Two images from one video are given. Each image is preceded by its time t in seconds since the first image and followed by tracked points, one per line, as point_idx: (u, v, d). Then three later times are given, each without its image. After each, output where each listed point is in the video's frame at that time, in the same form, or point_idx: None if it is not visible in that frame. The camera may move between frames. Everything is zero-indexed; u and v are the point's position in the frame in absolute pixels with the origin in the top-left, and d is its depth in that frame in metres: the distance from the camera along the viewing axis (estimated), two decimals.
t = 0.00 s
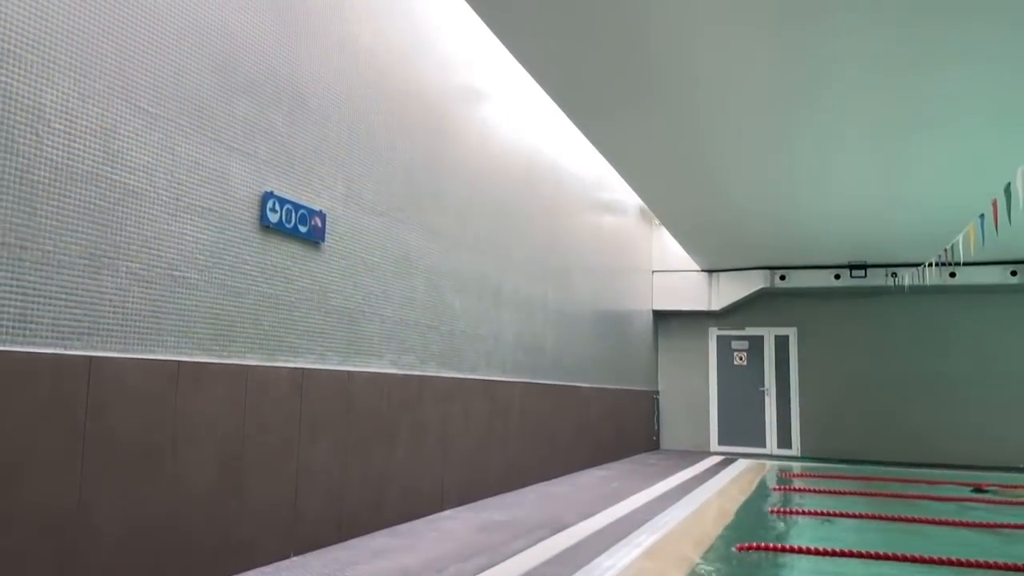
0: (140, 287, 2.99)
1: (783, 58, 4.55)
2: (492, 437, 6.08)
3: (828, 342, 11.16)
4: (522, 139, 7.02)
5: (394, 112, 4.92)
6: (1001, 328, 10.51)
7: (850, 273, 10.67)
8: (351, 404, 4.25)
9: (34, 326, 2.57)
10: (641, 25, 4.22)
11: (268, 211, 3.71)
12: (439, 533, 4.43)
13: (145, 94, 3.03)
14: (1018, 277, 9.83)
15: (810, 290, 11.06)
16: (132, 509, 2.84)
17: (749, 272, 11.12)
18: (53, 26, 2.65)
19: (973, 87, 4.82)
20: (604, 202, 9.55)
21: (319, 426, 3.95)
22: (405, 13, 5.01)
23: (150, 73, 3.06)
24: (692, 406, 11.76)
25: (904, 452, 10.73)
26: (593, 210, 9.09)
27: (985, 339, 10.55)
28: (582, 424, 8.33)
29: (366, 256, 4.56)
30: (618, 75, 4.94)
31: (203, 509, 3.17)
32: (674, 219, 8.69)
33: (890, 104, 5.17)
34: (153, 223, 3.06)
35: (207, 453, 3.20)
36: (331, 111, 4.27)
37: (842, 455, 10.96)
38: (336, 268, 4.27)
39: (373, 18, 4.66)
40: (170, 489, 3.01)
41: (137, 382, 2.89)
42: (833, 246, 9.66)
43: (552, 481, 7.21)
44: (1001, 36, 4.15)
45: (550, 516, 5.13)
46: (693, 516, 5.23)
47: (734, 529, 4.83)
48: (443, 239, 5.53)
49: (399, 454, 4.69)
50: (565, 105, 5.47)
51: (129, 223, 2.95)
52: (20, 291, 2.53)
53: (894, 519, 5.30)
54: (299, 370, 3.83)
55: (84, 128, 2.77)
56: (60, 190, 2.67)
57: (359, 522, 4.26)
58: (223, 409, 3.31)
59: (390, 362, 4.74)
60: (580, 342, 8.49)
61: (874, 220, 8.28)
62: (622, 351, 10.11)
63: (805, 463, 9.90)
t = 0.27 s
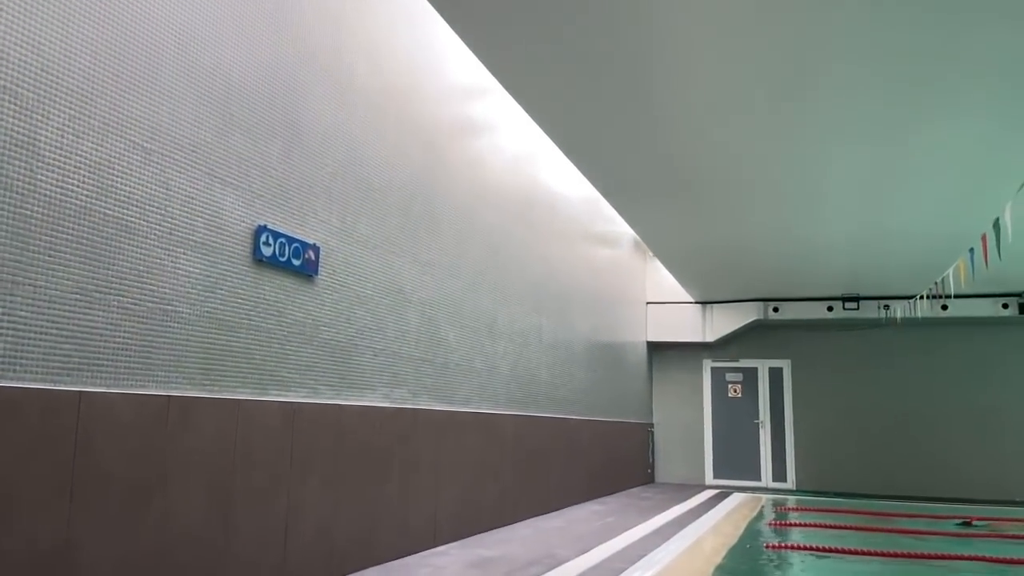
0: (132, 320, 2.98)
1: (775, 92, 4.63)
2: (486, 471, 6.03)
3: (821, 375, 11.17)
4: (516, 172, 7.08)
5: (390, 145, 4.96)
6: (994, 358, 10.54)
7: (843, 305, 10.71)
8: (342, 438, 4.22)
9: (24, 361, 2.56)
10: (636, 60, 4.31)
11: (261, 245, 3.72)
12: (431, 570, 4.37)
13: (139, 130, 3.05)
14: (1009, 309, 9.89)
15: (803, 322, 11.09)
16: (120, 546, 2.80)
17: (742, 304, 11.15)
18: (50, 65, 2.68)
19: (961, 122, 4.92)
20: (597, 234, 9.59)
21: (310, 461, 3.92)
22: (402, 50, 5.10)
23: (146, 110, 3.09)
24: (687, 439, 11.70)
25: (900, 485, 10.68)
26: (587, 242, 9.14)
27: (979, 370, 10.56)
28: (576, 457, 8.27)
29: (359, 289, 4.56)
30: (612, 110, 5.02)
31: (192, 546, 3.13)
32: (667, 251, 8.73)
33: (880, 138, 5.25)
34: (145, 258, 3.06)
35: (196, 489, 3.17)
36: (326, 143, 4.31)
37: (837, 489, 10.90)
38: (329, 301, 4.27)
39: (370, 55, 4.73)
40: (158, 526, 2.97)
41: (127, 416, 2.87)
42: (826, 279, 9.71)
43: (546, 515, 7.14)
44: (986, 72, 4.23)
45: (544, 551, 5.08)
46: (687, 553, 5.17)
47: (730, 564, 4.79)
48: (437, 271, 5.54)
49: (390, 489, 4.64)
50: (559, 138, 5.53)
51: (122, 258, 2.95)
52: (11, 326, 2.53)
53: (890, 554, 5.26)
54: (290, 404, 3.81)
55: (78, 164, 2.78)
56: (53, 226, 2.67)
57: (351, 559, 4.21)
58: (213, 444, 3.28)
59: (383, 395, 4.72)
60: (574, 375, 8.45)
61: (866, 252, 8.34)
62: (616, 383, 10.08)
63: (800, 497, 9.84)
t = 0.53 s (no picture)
0: (116, 327, 2.96)
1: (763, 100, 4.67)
2: (474, 479, 6.02)
3: (809, 382, 11.22)
4: (505, 179, 7.09)
5: (378, 153, 4.97)
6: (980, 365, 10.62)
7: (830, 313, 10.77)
8: (330, 446, 4.20)
9: (5, 369, 2.54)
10: (625, 69, 4.35)
11: (248, 252, 3.70)
12: None
13: (123, 137, 3.04)
14: (995, 317, 10.00)
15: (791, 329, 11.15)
16: (103, 556, 2.78)
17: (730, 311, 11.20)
18: (33, 71, 2.67)
19: (945, 130, 4.97)
20: (586, 241, 9.61)
21: (296, 470, 3.90)
22: (391, 59, 5.12)
23: (130, 116, 3.08)
24: (676, 446, 11.72)
25: (887, 492, 10.73)
26: (576, 249, 9.15)
27: (965, 377, 10.64)
28: (565, 464, 8.26)
29: (347, 296, 4.56)
30: (601, 118, 5.04)
31: (176, 556, 3.10)
32: (655, 259, 8.75)
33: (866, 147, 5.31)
34: (129, 265, 3.04)
35: (181, 497, 3.14)
36: (313, 150, 4.31)
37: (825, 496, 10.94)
38: (317, 308, 4.26)
39: (359, 64, 4.75)
40: (142, 536, 2.95)
41: (112, 424, 2.85)
42: (813, 286, 9.77)
43: (535, 523, 7.13)
44: (969, 81, 4.30)
45: (533, 559, 5.07)
46: (676, 560, 5.17)
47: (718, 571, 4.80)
48: (426, 278, 5.54)
49: (378, 497, 4.62)
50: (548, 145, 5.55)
51: (105, 265, 2.93)
52: None
53: (878, 561, 5.28)
54: (277, 412, 3.79)
55: (61, 171, 2.76)
56: (35, 232, 2.65)
57: (338, 568, 4.18)
58: (199, 452, 3.26)
59: (371, 403, 4.71)
60: (562, 383, 8.45)
61: (852, 260, 8.40)
62: (606, 391, 10.09)
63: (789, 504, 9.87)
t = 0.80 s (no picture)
0: (91, 315, 2.93)
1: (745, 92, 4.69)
2: (456, 468, 6.03)
3: (788, 371, 11.33)
4: (488, 168, 7.07)
5: (359, 141, 4.93)
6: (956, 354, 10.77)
7: (810, 302, 10.87)
8: (310, 435, 4.18)
9: None
10: (608, 59, 4.34)
11: (225, 239, 3.67)
12: (400, 566, 4.36)
13: (97, 121, 2.99)
14: (971, 306, 10.13)
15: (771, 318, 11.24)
16: (79, 546, 2.75)
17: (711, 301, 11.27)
18: (5, 53, 2.61)
19: (923, 122, 5.02)
20: (568, 231, 9.61)
21: (275, 460, 3.88)
22: (372, 47, 5.07)
23: (104, 100, 3.03)
24: (657, 435, 11.80)
25: (864, 478, 10.88)
26: (558, 238, 9.15)
27: (941, 365, 10.79)
28: (547, 453, 8.30)
29: (328, 285, 4.53)
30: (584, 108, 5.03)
31: (153, 546, 3.08)
32: (638, 249, 8.78)
33: (845, 138, 5.35)
34: (103, 251, 3.00)
35: (158, 487, 3.12)
36: (293, 137, 4.27)
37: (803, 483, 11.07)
38: (296, 297, 4.23)
39: (339, 51, 4.70)
40: (119, 526, 2.92)
41: (87, 414, 2.82)
42: (793, 276, 9.85)
43: (517, 512, 7.16)
44: (948, 73, 4.33)
45: (514, 547, 5.10)
46: (655, 547, 5.22)
47: (697, 557, 4.85)
48: (408, 267, 5.52)
49: (359, 487, 4.62)
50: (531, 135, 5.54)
51: (79, 251, 2.89)
52: None
53: (853, 547, 5.35)
54: (256, 401, 3.76)
55: (34, 155, 2.72)
56: (7, 218, 2.61)
57: (318, 557, 4.18)
58: (176, 442, 3.24)
59: (351, 392, 4.69)
60: (544, 372, 8.47)
61: (831, 250, 8.48)
62: (588, 381, 10.13)
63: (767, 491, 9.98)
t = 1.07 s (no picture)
0: (68, 292, 2.89)
1: (728, 70, 4.68)
2: (438, 445, 6.06)
3: (768, 348, 11.45)
4: (469, 145, 7.03)
5: (339, 117, 4.88)
6: (933, 331, 10.93)
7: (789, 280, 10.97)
8: (291, 412, 4.18)
9: None
10: (590, 35, 4.31)
11: (204, 215, 3.63)
12: (382, 541, 4.38)
13: (72, 95, 2.94)
14: (948, 284, 10.27)
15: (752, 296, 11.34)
16: (59, 524, 2.74)
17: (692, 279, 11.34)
18: None
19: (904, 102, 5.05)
20: (550, 209, 9.60)
21: (256, 437, 3.87)
22: (351, 20, 5.00)
23: (80, 73, 2.97)
24: (638, 411, 11.91)
25: (840, 453, 11.07)
26: (540, 216, 9.14)
27: (918, 342, 10.95)
28: (529, 430, 8.35)
29: (308, 262, 4.50)
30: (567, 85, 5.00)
31: (133, 523, 3.07)
32: (620, 227, 8.80)
33: (827, 116, 5.36)
34: (80, 228, 2.96)
35: (138, 464, 3.11)
36: (272, 112, 4.22)
37: (780, 458, 11.24)
38: (277, 274, 4.20)
39: (317, 25, 4.62)
40: (99, 503, 2.92)
41: (65, 391, 2.80)
42: (773, 254, 9.92)
43: (499, 487, 7.22)
44: (929, 53, 4.35)
45: (496, 522, 5.15)
46: (635, 521, 5.29)
47: (675, 531, 4.93)
48: (389, 245, 5.50)
49: (340, 464, 4.62)
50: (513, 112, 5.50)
51: (55, 227, 2.85)
52: None
53: (829, 520, 5.46)
54: (236, 378, 3.75)
55: (8, 129, 2.67)
56: None
57: (300, 533, 4.19)
58: (156, 420, 3.22)
59: (332, 369, 4.68)
60: (526, 350, 8.50)
61: (811, 228, 8.54)
62: (570, 358, 10.18)
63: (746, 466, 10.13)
